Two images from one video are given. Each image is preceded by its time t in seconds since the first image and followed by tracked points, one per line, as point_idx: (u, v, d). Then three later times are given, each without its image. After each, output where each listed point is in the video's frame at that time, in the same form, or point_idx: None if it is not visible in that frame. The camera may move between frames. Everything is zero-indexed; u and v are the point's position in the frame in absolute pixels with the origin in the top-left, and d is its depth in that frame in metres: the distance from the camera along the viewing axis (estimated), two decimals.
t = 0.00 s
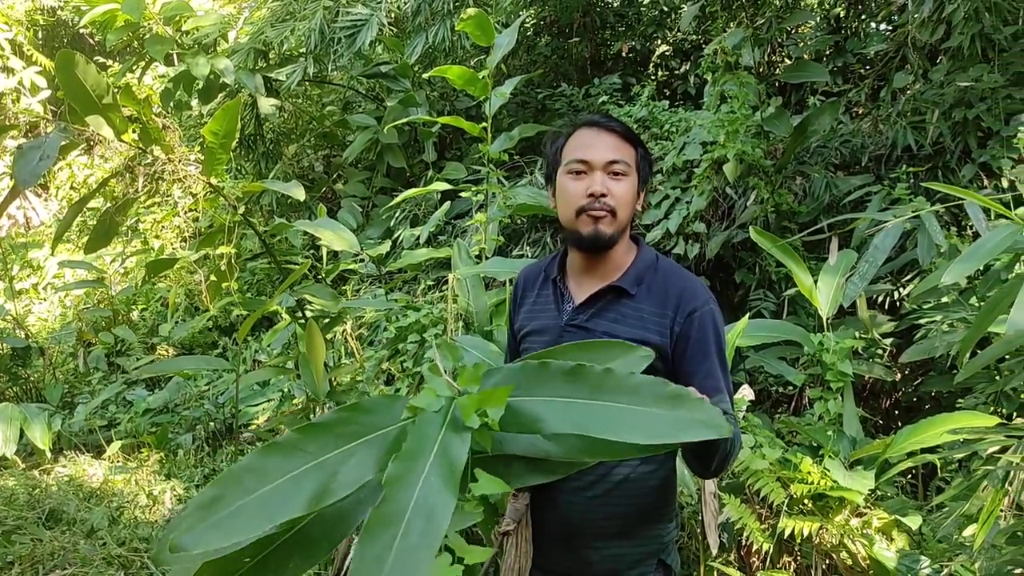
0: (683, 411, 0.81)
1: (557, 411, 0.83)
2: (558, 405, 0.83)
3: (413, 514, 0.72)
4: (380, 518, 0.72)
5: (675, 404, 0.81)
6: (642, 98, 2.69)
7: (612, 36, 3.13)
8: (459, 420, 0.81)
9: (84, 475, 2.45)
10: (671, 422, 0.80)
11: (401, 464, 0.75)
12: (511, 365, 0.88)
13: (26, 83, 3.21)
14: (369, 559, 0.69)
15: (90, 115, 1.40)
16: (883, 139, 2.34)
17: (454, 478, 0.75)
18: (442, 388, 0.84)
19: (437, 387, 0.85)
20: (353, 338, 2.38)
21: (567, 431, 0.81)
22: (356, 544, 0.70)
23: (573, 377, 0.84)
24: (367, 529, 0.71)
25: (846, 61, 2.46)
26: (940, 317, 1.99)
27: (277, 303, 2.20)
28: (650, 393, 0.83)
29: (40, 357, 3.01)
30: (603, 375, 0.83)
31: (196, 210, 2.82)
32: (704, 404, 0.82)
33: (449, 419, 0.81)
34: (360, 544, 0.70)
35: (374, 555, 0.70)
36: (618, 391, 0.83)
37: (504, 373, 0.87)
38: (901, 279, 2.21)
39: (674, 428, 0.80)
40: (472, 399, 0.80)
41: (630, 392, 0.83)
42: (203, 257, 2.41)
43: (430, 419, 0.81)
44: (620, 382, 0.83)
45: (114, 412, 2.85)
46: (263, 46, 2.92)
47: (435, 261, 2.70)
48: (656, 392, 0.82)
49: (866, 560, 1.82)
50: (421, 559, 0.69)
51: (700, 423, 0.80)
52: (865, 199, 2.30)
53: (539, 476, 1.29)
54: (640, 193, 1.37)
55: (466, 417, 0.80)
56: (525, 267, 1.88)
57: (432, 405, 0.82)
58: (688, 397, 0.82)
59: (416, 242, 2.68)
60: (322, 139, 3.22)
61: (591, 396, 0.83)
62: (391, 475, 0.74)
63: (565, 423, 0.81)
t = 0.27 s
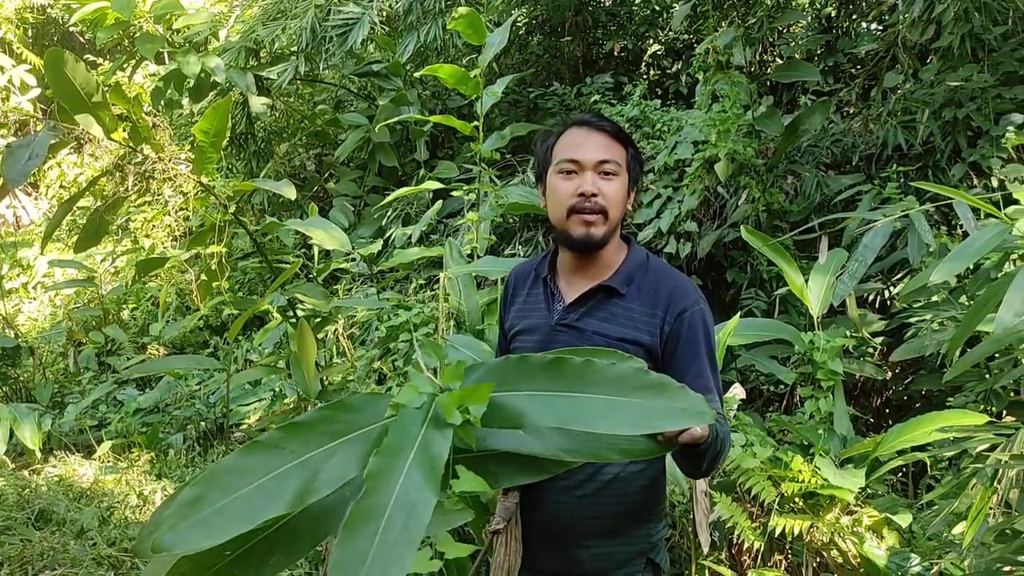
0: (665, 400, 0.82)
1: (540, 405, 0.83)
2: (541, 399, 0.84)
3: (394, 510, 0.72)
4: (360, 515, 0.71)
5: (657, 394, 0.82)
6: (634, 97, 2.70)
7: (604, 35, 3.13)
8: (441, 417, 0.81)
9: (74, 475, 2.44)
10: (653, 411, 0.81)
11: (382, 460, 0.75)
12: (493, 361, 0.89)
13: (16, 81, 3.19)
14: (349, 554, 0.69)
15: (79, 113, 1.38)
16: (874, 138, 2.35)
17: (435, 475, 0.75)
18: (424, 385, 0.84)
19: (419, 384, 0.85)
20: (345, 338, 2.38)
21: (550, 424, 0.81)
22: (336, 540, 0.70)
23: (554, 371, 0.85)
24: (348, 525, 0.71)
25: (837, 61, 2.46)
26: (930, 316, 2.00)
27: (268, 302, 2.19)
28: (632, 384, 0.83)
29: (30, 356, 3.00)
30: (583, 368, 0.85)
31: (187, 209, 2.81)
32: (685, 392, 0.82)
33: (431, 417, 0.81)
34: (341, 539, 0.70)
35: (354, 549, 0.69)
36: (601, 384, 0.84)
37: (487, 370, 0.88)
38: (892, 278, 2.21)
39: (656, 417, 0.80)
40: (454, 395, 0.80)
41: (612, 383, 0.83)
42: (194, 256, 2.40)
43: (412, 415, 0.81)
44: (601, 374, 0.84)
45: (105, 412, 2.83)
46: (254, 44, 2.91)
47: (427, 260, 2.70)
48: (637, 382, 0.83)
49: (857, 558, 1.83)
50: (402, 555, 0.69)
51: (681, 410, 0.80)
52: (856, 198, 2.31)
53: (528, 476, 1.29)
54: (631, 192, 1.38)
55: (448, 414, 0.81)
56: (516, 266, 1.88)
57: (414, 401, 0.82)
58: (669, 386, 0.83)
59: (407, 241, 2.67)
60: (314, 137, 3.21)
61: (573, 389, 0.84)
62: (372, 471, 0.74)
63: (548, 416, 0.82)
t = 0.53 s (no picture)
0: (641, 415, 0.80)
1: (517, 406, 0.83)
2: (519, 400, 0.83)
3: (371, 502, 0.72)
4: (337, 506, 0.71)
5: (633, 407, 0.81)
6: (626, 97, 2.70)
7: (596, 35, 3.13)
8: (421, 411, 0.81)
9: (64, 474, 2.43)
10: (628, 424, 0.80)
11: (360, 452, 0.75)
12: (476, 357, 0.88)
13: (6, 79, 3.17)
14: (326, 546, 0.69)
15: (69, 112, 1.37)
16: (865, 138, 2.35)
17: (413, 467, 0.75)
18: (405, 377, 0.84)
19: (400, 375, 0.85)
20: (337, 337, 2.38)
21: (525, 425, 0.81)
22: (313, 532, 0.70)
23: (535, 373, 0.84)
24: (325, 517, 0.70)
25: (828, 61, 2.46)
26: (920, 315, 2.01)
27: (259, 302, 2.19)
28: (611, 394, 0.82)
29: (20, 356, 2.99)
30: (564, 373, 0.83)
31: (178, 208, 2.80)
32: (663, 408, 0.81)
33: (410, 410, 0.81)
34: (317, 531, 0.70)
35: (331, 542, 0.69)
36: (579, 391, 0.83)
37: (469, 366, 0.87)
38: (882, 278, 2.22)
39: (631, 430, 0.79)
40: (434, 389, 0.80)
41: (591, 391, 0.82)
42: (185, 255, 2.40)
43: (391, 408, 0.80)
44: (581, 380, 0.83)
45: (95, 411, 2.82)
46: (246, 43, 2.90)
47: (419, 259, 2.69)
48: (616, 393, 0.82)
49: (847, 556, 1.83)
50: (378, 547, 0.69)
51: (657, 427, 0.79)
52: (846, 197, 2.32)
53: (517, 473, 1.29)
54: (621, 188, 1.38)
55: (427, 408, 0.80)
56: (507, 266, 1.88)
57: (394, 394, 0.82)
58: (648, 400, 0.81)
59: (399, 240, 2.67)
60: (305, 136, 3.20)
61: (551, 393, 0.83)
62: (350, 463, 0.74)
63: (524, 417, 0.81)
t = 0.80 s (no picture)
0: (568, 348, 0.58)
1: (443, 351, 0.59)
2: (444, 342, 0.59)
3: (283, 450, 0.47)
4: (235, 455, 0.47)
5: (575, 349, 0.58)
6: (620, 97, 2.70)
7: (590, 35, 3.14)
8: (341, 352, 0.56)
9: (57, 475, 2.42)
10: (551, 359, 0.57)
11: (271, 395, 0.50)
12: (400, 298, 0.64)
13: None
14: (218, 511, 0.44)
15: (62, 111, 1.34)
16: (859, 138, 2.35)
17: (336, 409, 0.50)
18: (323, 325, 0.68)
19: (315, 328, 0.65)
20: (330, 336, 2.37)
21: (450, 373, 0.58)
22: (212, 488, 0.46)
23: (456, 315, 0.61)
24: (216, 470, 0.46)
25: (822, 61, 2.46)
26: (913, 315, 2.01)
27: (253, 302, 2.19)
28: (530, 331, 0.59)
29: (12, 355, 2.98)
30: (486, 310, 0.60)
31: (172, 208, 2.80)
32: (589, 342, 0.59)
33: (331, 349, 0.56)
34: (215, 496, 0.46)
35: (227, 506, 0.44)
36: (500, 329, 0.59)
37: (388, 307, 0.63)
38: (876, 278, 2.23)
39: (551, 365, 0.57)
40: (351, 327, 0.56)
41: (516, 328, 0.59)
42: (178, 255, 2.39)
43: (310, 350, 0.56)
44: (504, 317, 0.60)
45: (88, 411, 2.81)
46: (240, 42, 2.89)
47: (413, 258, 2.69)
48: (534, 328, 0.59)
49: (841, 556, 1.83)
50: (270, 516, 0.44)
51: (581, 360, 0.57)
52: (840, 198, 2.32)
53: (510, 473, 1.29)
54: (612, 190, 1.38)
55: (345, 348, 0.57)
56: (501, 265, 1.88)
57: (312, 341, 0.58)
58: (572, 336, 0.59)
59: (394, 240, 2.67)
60: (299, 136, 3.19)
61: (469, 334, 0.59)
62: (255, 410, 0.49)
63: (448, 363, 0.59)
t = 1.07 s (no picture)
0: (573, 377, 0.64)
1: (447, 378, 0.63)
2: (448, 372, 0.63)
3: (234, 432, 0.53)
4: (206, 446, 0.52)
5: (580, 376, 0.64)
6: (619, 98, 2.70)
7: (589, 36, 3.14)
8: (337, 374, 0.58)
9: (55, 475, 2.42)
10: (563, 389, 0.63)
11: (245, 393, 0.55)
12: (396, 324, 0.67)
13: None
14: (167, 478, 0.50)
15: (60, 111, 1.34)
16: (857, 139, 2.35)
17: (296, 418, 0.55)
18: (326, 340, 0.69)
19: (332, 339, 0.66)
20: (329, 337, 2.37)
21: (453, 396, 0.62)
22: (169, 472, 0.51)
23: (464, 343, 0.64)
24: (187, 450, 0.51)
25: (820, 62, 2.46)
26: (912, 316, 2.01)
27: (251, 302, 2.19)
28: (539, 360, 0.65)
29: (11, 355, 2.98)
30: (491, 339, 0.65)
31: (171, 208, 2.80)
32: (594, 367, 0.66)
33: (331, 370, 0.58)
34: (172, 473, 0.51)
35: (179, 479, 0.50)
36: (506, 357, 0.65)
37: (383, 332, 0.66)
38: (874, 279, 2.23)
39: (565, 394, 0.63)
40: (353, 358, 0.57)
41: (521, 358, 0.64)
42: (177, 255, 2.39)
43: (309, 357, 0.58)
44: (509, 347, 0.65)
45: (86, 412, 2.81)
46: (238, 43, 2.89)
47: (412, 259, 2.69)
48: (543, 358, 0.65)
49: (839, 557, 1.83)
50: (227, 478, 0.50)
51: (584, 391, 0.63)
52: (838, 199, 2.32)
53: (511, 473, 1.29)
54: (608, 191, 1.38)
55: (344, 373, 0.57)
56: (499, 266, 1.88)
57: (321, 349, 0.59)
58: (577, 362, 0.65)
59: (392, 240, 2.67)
60: (298, 136, 3.19)
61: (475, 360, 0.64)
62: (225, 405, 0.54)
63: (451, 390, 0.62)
